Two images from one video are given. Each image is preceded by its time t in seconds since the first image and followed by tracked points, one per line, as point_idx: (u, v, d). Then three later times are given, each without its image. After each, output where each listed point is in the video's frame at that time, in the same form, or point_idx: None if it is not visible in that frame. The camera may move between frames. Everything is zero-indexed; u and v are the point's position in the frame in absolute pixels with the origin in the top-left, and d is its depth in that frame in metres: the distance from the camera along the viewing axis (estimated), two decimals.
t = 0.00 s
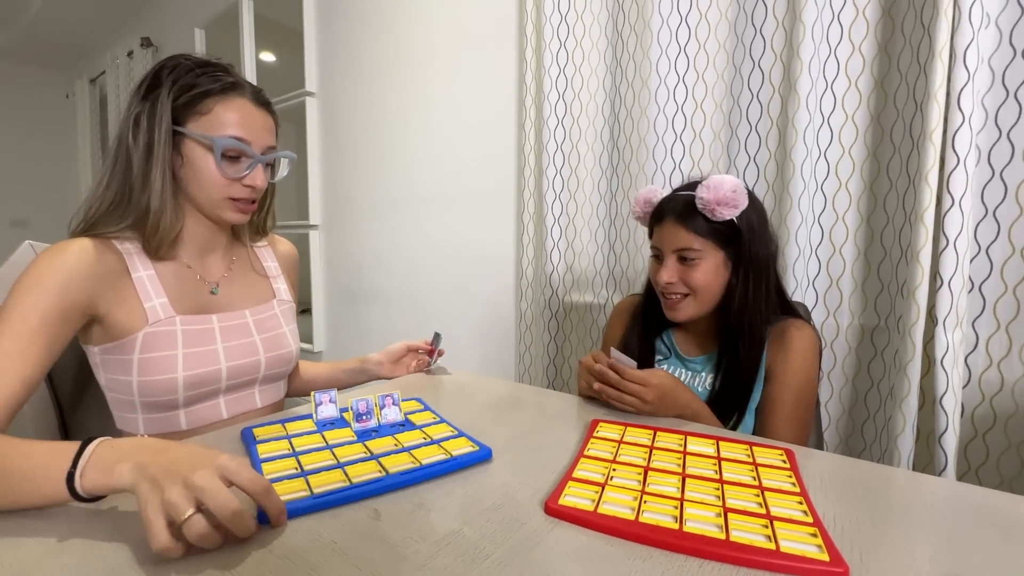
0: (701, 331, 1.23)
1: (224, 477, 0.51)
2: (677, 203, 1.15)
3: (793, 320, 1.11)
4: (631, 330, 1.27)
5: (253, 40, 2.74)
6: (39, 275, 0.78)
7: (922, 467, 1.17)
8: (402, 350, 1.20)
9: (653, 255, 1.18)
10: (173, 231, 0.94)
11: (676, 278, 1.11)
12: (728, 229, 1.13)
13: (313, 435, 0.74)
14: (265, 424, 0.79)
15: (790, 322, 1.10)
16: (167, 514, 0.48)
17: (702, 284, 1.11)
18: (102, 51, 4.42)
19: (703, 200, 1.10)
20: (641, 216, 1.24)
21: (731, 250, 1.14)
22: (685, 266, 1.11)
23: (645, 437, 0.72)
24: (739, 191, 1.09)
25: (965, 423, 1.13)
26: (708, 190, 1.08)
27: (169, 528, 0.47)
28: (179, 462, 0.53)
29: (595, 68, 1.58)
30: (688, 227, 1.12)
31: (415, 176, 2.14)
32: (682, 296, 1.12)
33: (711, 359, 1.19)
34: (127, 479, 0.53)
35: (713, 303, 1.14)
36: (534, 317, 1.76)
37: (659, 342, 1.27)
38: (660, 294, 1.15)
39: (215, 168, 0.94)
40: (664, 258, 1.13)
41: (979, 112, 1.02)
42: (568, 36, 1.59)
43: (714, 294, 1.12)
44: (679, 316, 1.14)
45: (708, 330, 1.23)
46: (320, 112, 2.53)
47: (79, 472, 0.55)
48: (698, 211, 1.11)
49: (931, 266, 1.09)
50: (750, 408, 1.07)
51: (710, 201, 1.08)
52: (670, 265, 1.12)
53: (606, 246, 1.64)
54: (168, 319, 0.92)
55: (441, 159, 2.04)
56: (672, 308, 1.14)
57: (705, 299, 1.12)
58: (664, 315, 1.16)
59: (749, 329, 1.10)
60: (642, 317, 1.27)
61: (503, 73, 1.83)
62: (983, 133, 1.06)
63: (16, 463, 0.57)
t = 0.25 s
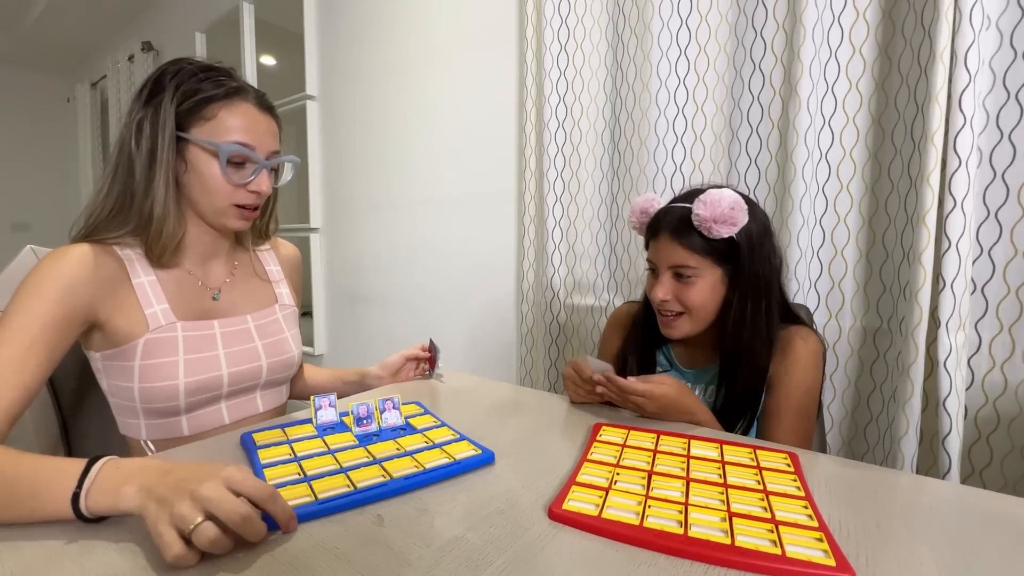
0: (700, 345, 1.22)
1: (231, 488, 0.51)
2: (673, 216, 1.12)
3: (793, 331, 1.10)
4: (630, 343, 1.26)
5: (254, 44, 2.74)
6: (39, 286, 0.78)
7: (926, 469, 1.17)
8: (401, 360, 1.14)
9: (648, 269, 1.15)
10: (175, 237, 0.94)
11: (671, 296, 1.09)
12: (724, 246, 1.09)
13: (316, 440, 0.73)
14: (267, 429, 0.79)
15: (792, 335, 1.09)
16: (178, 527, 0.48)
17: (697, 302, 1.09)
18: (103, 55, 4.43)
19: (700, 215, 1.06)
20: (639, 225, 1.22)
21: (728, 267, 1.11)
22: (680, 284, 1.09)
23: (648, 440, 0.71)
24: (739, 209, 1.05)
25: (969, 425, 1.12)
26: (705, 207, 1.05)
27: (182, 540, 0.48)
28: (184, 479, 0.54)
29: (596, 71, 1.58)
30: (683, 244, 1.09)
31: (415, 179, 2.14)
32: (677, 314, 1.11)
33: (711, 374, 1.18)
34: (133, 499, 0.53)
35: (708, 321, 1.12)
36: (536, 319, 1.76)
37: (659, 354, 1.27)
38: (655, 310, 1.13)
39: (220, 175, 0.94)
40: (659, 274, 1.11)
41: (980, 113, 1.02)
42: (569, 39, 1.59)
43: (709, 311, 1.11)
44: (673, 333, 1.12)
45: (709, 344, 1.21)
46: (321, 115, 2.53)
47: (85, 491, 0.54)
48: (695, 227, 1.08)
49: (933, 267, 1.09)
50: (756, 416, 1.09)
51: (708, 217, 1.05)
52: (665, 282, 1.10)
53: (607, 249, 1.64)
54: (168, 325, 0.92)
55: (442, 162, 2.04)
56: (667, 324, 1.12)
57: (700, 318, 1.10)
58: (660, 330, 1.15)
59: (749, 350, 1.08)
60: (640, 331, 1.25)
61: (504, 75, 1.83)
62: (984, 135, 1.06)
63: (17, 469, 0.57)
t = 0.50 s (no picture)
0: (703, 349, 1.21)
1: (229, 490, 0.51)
2: (672, 223, 1.12)
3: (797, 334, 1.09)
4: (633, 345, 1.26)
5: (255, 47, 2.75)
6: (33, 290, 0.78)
7: (930, 470, 1.16)
8: (399, 363, 1.12)
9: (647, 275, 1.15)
10: (181, 245, 0.94)
11: (667, 305, 1.09)
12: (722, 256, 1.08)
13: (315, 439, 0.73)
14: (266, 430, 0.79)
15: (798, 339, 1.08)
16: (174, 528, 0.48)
17: (693, 312, 1.08)
18: (104, 58, 4.44)
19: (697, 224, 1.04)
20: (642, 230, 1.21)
21: (726, 276, 1.10)
22: (676, 293, 1.08)
23: (649, 441, 0.71)
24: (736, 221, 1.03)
25: (973, 426, 1.12)
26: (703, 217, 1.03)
27: (178, 541, 0.47)
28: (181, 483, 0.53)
29: (596, 71, 1.58)
30: (681, 252, 1.08)
31: (416, 180, 2.14)
32: (673, 322, 1.10)
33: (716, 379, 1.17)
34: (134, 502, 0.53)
35: (705, 331, 1.11)
36: (537, 320, 1.76)
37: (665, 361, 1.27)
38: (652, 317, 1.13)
39: (229, 177, 0.94)
40: (657, 282, 1.11)
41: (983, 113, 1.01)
42: (569, 40, 1.59)
43: (706, 322, 1.09)
44: (669, 341, 1.12)
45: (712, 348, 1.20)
46: (321, 117, 2.53)
47: (82, 496, 0.54)
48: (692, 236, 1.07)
49: (936, 267, 1.08)
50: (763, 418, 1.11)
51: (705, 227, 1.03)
52: (661, 290, 1.10)
53: (607, 249, 1.63)
54: (169, 329, 0.91)
55: (442, 163, 2.03)
56: (663, 332, 1.12)
57: (695, 328, 1.09)
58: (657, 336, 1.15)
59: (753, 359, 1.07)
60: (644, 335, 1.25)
61: (504, 76, 1.83)
62: (987, 134, 1.05)
63: (15, 470, 0.56)
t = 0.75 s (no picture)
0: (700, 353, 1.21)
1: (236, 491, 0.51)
2: (668, 228, 1.11)
3: (798, 341, 1.09)
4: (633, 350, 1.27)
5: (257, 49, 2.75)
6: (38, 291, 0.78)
7: (932, 473, 1.16)
8: (401, 366, 1.12)
9: (644, 279, 1.15)
10: (192, 255, 0.94)
11: (662, 310, 1.08)
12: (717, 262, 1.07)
13: (315, 442, 0.73)
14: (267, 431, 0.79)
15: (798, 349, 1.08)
16: (177, 533, 0.48)
17: (687, 318, 1.07)
18: (107, 60, 4.45)
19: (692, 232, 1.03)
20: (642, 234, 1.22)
21: (721, 283, 1.08)
22: (671, 298, 1.08)
23: (650, 443, 0.71)
24: (733, 227, 1.03)
25: (974, 428, 1.11)
26: (696, 224, 1.02)
27: (180, 545, 0.47)
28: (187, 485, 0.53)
29: (597, 73, 1.58)
30: (675, 258, 1.07)
31: (417, 182, 2.14)
32: (668, 327, 1.10)
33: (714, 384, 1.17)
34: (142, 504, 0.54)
35: (699, 338, 1.10)
36: (538, 322, 1.76)
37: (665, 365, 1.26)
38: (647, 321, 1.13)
39: (239, 182, 0.93)
40: (652, 286, 1.11)
41: (984, 115, 1.01)
42: (570, 43, 1.60)
43: (700, 328, 1.08)
44: (664, 346, 1.12)
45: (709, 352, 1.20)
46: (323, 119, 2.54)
47: (95, 497, 0.54)
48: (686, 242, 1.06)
49: (937, 269, 1.08)
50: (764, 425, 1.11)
51: (700, 235, 1.02)
52: (657, 294, 1.09)
53: (608, 251, 1.64)
54: (173, 334, 0.91)
55: (443, 165, 2.04)
56: (657, 337, 1.12)
57: (690, 334, 1.09)
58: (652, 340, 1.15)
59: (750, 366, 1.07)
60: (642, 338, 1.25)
61: (506, 78, 1.83)
62: (988, 136, 1.05)
63: (20, 470, 0.57)
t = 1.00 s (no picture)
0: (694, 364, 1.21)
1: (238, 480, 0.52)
2: (662, 232, 1.10)
3: (795, 349, 1.07)
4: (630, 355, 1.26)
5: (260, 51, 2.76)
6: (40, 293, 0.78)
7: (933, 476, 1.15)
8: (402, 367, 1.10)
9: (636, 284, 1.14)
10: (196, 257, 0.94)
11: (653, 315, 1.07)
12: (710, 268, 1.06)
13: (317, 443, 0.73)
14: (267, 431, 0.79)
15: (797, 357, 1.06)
16: (178, 535, 0.48)
17: (677, 325, 1.05)
18: (110, 62, 4.47)
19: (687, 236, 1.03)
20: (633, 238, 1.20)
21: (713, 289, 1.07)
22: (662, 303, 1.06)
23: (652, 445, 0.71)
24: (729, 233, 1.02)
25: (976, 431, 1.11)
26: (692, 229, 1.01)
27: (180, 547, 0.47)
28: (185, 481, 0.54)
29: (599, 75, 1.58)
30: (668, 262, 1.06)
31: (419, 184, 2.14)
32: (658, 334, 1.08)
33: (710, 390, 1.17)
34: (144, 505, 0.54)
35: (690, 346, 1.07)
36: (539, 323, 1.77)
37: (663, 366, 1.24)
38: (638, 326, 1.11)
39: (244, 185, 0.94)
40: (644, 291, 1.09)
41: (985, 117, 1.01)
42: (572, 45, 1.60)
43: (691, 336, 1.06)
44: (654, 354, 1.09)
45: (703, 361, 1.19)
46: (325, 120, 2.54)
47: (98, 498, 0.54)
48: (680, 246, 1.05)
49: (939, 271, 1.08)
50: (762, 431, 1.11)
51: (695, 240, 1.02)
52: (648, 299, 1.08)
53: (610, 253, 1.64)
54: (178, 336, 0.92)
55: (445, 166, 2.04)
56: (647, 344, 1.10)
57: (680, 341, 1.07)
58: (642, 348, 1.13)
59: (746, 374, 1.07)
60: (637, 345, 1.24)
61: (508, 80, 1.83)
62: (990, 138, 1.05)
63: (23, 469, 0.57)
